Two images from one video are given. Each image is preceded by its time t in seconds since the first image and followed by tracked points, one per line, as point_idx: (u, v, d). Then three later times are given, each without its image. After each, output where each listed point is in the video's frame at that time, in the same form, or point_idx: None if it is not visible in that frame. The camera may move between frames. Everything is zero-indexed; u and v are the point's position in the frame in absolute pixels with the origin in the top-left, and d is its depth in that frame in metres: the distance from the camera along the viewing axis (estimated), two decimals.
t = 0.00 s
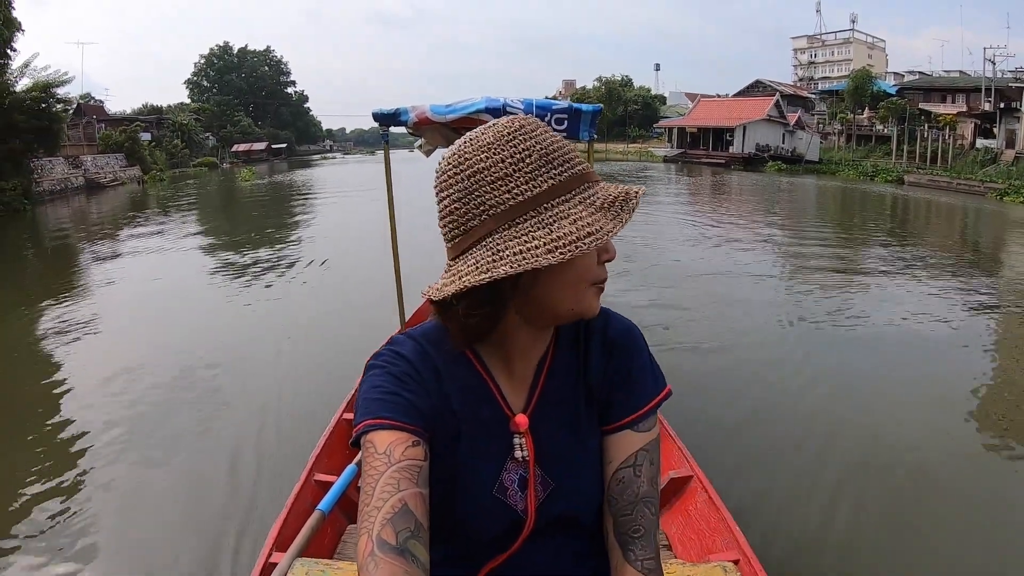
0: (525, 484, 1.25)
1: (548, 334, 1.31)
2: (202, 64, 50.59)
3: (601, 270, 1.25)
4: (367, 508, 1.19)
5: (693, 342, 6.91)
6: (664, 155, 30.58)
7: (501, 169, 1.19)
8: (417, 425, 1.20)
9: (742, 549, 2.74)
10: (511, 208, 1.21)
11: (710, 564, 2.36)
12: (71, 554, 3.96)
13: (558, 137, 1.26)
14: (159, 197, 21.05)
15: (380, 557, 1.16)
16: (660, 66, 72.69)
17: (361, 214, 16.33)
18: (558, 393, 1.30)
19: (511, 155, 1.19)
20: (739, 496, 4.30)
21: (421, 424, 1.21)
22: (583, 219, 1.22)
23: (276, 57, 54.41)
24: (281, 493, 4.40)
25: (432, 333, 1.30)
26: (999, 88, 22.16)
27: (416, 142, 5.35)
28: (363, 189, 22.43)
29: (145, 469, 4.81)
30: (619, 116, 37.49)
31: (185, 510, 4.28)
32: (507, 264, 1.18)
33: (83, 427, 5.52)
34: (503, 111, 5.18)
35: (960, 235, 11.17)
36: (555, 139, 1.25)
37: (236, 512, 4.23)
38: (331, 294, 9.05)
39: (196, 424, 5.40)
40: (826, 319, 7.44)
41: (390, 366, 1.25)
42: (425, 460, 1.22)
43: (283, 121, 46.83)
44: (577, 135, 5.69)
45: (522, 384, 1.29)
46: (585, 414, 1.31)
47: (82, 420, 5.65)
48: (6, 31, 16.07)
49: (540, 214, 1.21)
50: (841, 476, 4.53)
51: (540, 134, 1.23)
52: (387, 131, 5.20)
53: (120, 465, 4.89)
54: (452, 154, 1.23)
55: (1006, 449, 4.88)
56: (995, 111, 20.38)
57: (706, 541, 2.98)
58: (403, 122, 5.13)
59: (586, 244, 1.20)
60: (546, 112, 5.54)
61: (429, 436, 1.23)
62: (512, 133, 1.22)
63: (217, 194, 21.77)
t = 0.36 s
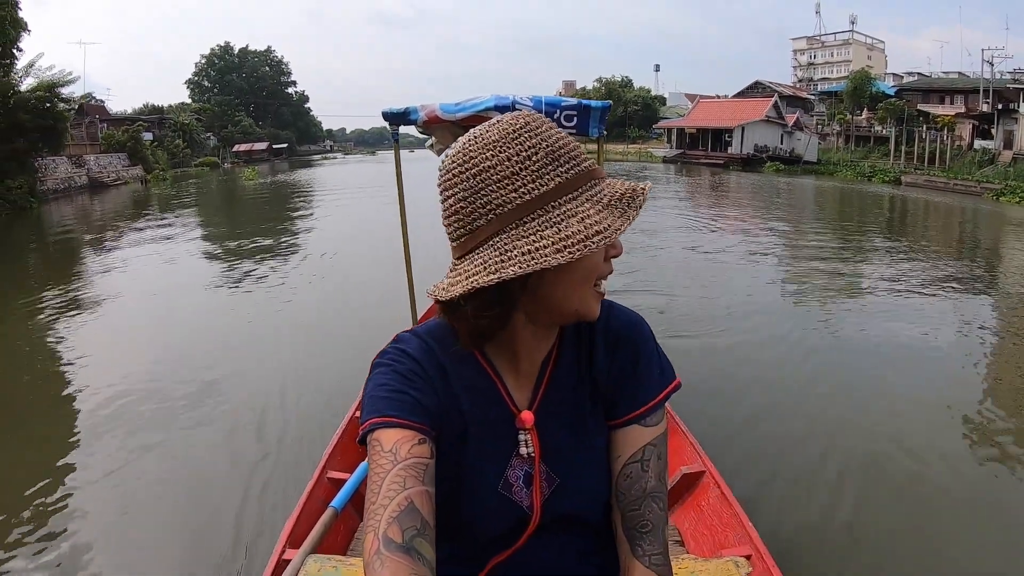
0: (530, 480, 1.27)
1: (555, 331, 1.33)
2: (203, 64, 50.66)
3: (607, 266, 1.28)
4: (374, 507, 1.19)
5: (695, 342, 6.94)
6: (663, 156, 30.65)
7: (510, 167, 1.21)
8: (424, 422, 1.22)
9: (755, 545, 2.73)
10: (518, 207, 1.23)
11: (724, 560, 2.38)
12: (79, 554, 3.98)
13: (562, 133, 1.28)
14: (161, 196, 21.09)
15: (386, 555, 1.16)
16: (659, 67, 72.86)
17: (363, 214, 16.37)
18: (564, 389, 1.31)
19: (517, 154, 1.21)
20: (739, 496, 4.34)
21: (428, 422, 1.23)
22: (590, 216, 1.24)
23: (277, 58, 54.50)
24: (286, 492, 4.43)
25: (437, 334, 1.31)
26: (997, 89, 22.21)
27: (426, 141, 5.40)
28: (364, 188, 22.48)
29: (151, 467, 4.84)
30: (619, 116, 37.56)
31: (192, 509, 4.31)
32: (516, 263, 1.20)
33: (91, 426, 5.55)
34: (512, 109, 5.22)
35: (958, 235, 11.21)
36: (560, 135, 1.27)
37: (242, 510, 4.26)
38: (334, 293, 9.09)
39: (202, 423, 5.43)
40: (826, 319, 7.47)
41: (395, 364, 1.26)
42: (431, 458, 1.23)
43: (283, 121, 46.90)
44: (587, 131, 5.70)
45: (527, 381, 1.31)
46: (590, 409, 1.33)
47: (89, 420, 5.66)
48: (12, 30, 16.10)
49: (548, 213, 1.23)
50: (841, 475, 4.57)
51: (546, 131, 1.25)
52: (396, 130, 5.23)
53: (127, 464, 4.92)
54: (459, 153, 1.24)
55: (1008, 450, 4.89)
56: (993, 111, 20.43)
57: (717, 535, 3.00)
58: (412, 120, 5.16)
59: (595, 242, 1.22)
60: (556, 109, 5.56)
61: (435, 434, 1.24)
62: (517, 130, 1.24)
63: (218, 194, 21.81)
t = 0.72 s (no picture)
0: (547, 472, 1.29)
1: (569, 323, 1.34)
2: (200, 65, 50.65)
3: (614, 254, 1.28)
4: (391, 498, 1.19)
5: (694, 343, 6.99)
6: (658, 159, 30.77)
7: (516, 157, 1.22)
8: (440, 414, 1.22)
9: (760, 540, 2.73)
10: (524, 197, 1.24)
11: (731, 555, 2.39)
12: (81, 551, 3.97)
13: (569, 124, 1.28)
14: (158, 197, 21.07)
15: (405, 546, 1.16)
16: (655, 71, 73.11)
17: (361, 216, 16.39)
18: (579, 381, 1.33)
19: (522, 144, 1.22)
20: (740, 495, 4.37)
21: (445, 414, 1.23)
22: (596, 205, 1.25)
23: (274, 60, 54.54)
24: (289, 490, 4.43)
25: (451, 326, 1.33)
26: (989, 94, 22.40)
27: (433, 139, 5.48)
28: (360, 190, 22.49)
29: (154, 466, 4.84)
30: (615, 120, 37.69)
31: (193, 508, 4.30)
32: (522, 252, 1.22)
33: (92, 425, 5.54)
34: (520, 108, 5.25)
35: (951, 238, 11.29)
36: (568, 126, 1.27)
37: (245, 509, 4.26)
38: (333, 295, 9.10)
39: (204, 422, 5.44)
40: (823, 320, 7.52)
41: (412, 357, 1.27)
42: (448, 451, 1.23)
43: (280, 123, 46.91)
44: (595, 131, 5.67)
45: (542, 373, 1.32)
46: (605, 402, 1.34)
47: (90, 419, 5.66)
48: (15, 31, 16.10)
49: (554, 201, 1.24)
50: (841, 476, 4.59)
51: (551, 122, 1.26)
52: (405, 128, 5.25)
53: (129, 462, 4.92)
54: (469, 146, 1.27)
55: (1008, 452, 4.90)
56: (985, 116, 20.59)
57: (724, 532, 3.00)
58: (422, 118, 5.16)
59: (600, 229, 1.23)
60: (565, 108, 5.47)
61: (453, 427, 1.25)
62: (524, 121, 1.25)
63: (215, 195, 21.79)
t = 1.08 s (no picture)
0: (549, 476, 1.27)
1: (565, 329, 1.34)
2: (191, 67, 50.49)
3: (585, 273, 1.24)
4: (389, 501, 1.19)
5: (688, 343, 7.02)
6: (649, 160, 30.90)
7: (495, 161, 1.23)
8: (438, 416, 1.21)
9: (753, 542, 2.75)
10: (499, 200, 1.25)
11: (726, 558, 2.41)
12: (75, 555, 3.94)
13: (563, 134, 1.24)
14: (150, 199, 20.98)
15: (402, 550, 1.16)
16: (644, 74, 73.42)
17: (354, 217, 16.37)
18: (578, 384, 1.33)
19: (501, 151, 1.22)
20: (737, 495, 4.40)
21: (443, 418, 1.22)
22: (557, 222, 1.21)
23: (267, 61, 54.44)
24: (284, 491, 4.42)
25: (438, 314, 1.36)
26: (976, 95, 22.63)
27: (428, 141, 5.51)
28: (353, 192, 22.50)
29: (149, 467, 4.82)
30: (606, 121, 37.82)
31: (189, 509, 4.29)
32: (474, 254, 1.26)
33: (85, 427, 5.51)
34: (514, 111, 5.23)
35: (940, 237, 11.40)
36: (558, 136, 1.24)
37: (240, 511, 4.25)
38: (326, 296, 9.09)
39: (198, 424, 5.42)
40: (815, 319, 7.58)
41: (411, 359, 1.26)
42: (447, 453, 1.22)
43: (271, 125, 46.76)
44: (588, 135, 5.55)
45: (540, 377, 1.32)
46: (607, 405, 1.34)
47: (83, 421, 5.62)
48: (10, 32, 15.99)
49: (522, 210, 1.24)
50: (833, 475, 4.63)
51: (536, 129, 1.23)
52: (399, 130, 5.28)
53: (124, 464, 4.89)
54: (466, 143, 1.29)
55: (1001, 453, 4.91)
56: (972, 116, 20.81)
57: (717, 534, 3.01)
58: (416, 121, 5.19)
59: (548, 247, 1.19)
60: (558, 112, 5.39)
61: (451, 430, 1.24)
62: (514, 128, 1.24)
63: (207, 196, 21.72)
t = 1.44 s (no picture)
0: (543, 474, 1.27)
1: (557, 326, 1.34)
2: (185, 68, 50.32)
3: (553, 267, 1.24)
4: (385, 501, 1.20)
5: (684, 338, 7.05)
6: (643, 156, 30.95)
7: (468, 160, 1.27)
8: (432, 415, 1.21)
9: (751, 537, 2.77)
10: (471, 198, 1.29)
11: (723, 553, 2.43)
12: (75, 558, 3.94)
13: (532, 131, 1.25)
14: (145, 200, 20.92)
15: (397, 549, 1.17)
16: (637, 69, 73.72)
17: (349, 216, 16.36)
18: (573, 381, 1.33)
19: (473, 151, 1.26)
20: (736, 490, 4.41)
21: (438, 415, 1.22)
22: (516, 216, 1.22)
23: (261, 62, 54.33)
24: (283, 491, 4.43)
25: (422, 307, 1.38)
26: (967, 89, 22.74)
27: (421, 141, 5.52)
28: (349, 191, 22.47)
29: (148, 470, 4.82)
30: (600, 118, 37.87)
31: (188, 511, 4.29)
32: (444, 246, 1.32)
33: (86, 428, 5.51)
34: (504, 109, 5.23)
35: (933, 230, 11.45)
36: (526, 132, 1.25)
37: (239, 511, 4.24)
38: (323, 295, 9.10)
39: (197, 425, 5.42)
40: (810, 314, 7.61)
41: (405, 357, 1.26)
42: (441, 451, 1.22)
43: (265, 125, 46.68)
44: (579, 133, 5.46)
45: (535, 375, 1.32)
46: (602, 402, 1.34)
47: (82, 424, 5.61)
48: (7, 36, 15.85)
49: (487, 207, 1.27)
50: (827, 470, 4.65)
51: (503, 126, 1.25)
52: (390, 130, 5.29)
53: (123, 467, 4.89)
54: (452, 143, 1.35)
55: (997, 446, 4.93)
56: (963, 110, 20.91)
57: (715, 530, 3.03)
58: (406, 120, 5.22)
59: (503, 241, 1.21)
60: (549, 110, 5.35)
61: (445, 428, 1.24)
62: (485, 127, 1.26)
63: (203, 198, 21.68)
